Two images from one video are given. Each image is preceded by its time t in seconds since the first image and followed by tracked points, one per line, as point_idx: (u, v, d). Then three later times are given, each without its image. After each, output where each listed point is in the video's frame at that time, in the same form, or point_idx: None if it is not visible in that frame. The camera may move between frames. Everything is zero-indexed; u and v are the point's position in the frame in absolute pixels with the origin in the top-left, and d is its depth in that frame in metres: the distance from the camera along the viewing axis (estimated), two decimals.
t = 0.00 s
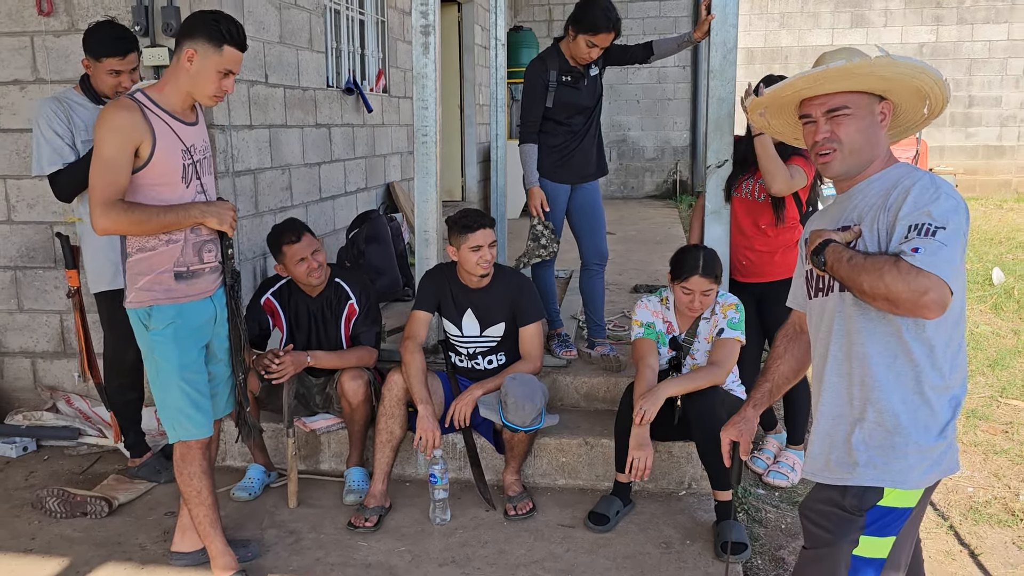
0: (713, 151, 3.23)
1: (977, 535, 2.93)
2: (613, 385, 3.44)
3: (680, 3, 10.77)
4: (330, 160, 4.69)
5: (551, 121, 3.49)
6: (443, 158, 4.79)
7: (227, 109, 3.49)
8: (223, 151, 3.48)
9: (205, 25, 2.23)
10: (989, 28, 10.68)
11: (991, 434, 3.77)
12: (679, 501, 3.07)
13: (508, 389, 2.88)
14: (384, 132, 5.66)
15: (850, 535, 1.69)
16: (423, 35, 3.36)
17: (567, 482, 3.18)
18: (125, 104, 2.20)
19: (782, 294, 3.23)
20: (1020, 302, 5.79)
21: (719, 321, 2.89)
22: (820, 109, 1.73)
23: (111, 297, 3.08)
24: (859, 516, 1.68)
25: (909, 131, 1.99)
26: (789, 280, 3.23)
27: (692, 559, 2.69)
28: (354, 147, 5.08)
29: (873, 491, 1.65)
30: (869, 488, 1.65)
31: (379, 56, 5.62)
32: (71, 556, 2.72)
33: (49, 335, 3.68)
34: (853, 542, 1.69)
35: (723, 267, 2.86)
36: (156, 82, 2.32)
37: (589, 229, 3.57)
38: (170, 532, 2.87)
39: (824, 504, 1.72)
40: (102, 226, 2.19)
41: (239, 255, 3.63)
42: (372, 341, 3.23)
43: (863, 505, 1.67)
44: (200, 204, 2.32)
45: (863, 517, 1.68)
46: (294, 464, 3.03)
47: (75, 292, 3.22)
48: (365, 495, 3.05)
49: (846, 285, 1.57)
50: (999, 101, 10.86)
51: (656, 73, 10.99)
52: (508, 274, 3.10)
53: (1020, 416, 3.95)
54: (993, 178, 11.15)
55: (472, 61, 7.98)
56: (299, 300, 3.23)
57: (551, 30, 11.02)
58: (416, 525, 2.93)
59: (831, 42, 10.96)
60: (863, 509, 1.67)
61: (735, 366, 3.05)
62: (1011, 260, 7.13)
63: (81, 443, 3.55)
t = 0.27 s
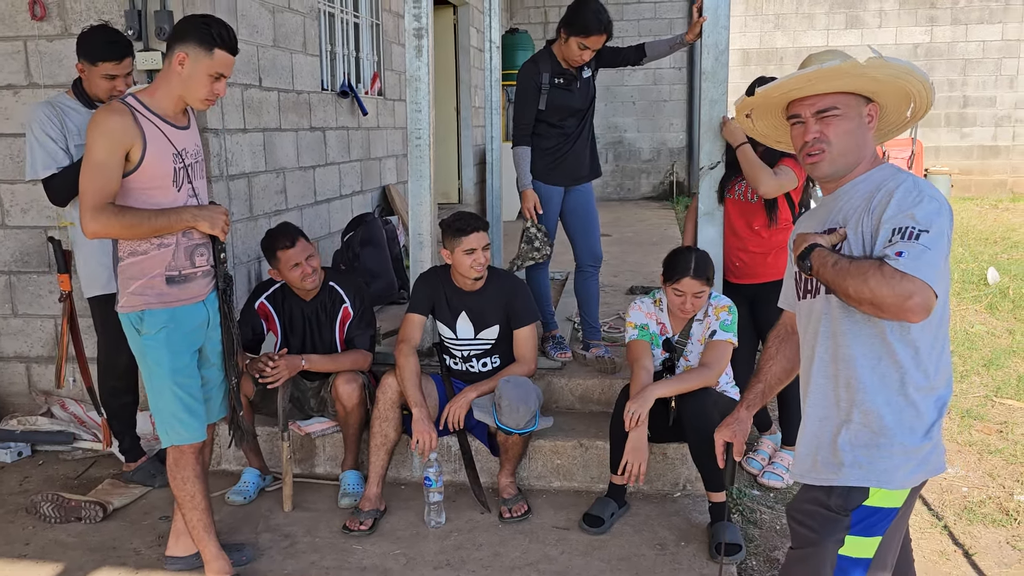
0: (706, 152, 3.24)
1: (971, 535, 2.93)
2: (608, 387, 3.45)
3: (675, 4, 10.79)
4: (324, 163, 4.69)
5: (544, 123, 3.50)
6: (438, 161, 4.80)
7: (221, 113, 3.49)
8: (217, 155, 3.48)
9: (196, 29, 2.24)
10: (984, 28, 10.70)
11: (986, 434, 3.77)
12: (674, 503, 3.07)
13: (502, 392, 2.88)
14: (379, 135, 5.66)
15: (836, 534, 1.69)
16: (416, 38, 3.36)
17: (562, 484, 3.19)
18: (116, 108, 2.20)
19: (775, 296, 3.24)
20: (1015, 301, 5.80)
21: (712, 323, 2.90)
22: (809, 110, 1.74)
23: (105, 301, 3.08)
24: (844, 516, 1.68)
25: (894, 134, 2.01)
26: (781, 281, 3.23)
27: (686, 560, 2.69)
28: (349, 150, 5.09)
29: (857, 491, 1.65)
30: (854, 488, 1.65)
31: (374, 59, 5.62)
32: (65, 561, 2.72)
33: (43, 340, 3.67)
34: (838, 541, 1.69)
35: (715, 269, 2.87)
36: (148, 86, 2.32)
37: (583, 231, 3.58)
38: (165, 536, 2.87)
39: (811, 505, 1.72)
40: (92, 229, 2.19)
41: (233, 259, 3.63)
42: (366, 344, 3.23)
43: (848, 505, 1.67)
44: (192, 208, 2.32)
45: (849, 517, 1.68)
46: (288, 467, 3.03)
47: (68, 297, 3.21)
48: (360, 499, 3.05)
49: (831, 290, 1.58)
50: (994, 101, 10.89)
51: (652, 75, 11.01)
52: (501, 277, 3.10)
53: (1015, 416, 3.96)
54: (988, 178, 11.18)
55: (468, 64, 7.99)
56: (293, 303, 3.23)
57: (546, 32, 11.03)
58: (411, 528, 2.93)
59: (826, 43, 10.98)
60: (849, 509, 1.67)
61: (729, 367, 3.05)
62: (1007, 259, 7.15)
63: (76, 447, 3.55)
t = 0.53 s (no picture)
0: (698, 155, 3.24)
1: (963, 535, 2.94)
2: (601, 390, 3.45)
3: (669, 7, 10.81)
4: (318, 167, 4.69)
5: (536, 126, 3.50)
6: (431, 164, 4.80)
7: (213, 118, 3.49)
8: (209, 160, 3.48)
9: (184, 34, 2.24)
10: (976, 29, 10.74)
11: (979, 434, 3.78)
12: (667, 505, 3.08)
13: (495, 395, 2.89)
14: (373, 138, 5.66)
15: (822, 536, 1.70)
16: (408, 42, 3.36)
17: (556, 487, 3.19)
18: (105, 114, 2.20)
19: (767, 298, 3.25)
20: (1008, 301, 5.82)
21: (702, 325, 2.91)
22: (799, 110, 1.75)
23: (98, 307, 3.08)
24: (831, 517, 1.68)
25: (878, 139, 2.02)
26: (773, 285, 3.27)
27: (679, 563, 2.69)
28: (342, 154, 5.09)
29: (843, 493, 1.66)
30: (840, 490, 1.66)
31: (367, 62, 5.63)
32: (57, 567, 2.71)
33: (36, 346, 3.67)
34: (825, 542, 1.70)
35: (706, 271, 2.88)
36: (137, 91, 2.32)
37: (575, 234, 3.58)
38: (158, 542, 2.87)
39: (799, 506, 1.73)
40: (83, 237, 2.19)
41: (226, 263, 3.63)
42: (358, 349, 3.25)
43: (834, 507, 1.67)
44: (183, 214, 2.32)
45: (835, 518, 1.68)
46: (281, 472, 3.02)
47: (60, 303, 3.20)
48: (353, 503, 3.04)
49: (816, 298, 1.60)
50: (987, 101, 10.93)
51: (645, 77, 11.02)
52: (495, 280, 3.10)
53: (1007, 416, 3.97)
54: (981, 178, 11.22)
55: (461, 67, 8.00)
56: (286, 307, 3.22)
57: (540, 35, 11.05)
58: (404, 532, 2.93)
59: (819, 44, 11.01)
60: (836, 511, 1.68)
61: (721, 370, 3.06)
62: (999, 260, 7.17)
63: (69, 453, 3.54)
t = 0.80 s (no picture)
0: (691, 157, 3.24)
1: (957, 537, 2.94)
2: (595, 393, 3.45)
3: (663, 10, 10.84)
4: (312, 171, 4.69)
5: (529, 130, 3.51)
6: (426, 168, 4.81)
7: (206, 122, 3.49)
8: (203, 164, 3.48)
9: (172, 36, 2.24)
10: (969, 32, 10.79)
11: (973, 436, 3.79)
12: (662, 508, 3.08)
13: (489, 399, 2.89)
14: (368, 142, 5.67)
15: (814, 537, 1.70)
16: (401, 46, 3.37)
17: (550, 490, 3.19)
18: (94, 118, 2.20)
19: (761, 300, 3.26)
20: (1002, 303, 5.84)
21: (696, 327, 2.91)
22: (789, 116, 1.75)
23: (91, 312, 3.08)
24: (822, 519, 1.68)
25: (863, 138, 2.05)
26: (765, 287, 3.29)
27: (673, 565, 2.69)
28: (337, 158, 5.09)
29: (834, 495, 1.66)
30: (830, 491, 1.66)
31: (362, 66, 5.63)
32: (50, 572, 2.71)
33: (30, 351, 3.66)
34: (817, 544, 1.70)
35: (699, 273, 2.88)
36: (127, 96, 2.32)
37: (570, 237, 3.58)
38: (152, 547, 2.86)
39: (790, 508, 1.74)
40: (72, 241, 2.18)
41: (220, 268, 3.63)
42: (353, 352, 3.24)
43: (825, 508, 1.67)
44: (174, 218, 2.32)
45: (827, 520, 1.68)
46: (276, 476, 3.02)
47: (54, 307, 3.20)
48: (347, 507, 3.04)
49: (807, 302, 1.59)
50: (981, 104, 10.96)
51: (641, 80, 11.04)
52: (489, 283, 3.11)
53: (1001, 418, 3.98)
54: (976, 181, 11.25)
55: (456, 70, 8.01)
56: (280, 312, 3.23)
57: (535, 38, 11.07)
58: (398, 535, 2.93)
59: (814, 47, 11.04)
60: (827, 513, 1.68)
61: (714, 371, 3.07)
62: (993, 261, 7.19)
63: (62, 458, 3.53)
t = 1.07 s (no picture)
0: (685, 162, 3.26)
1: (952, 539, 2.95)
2: (591, 396, 3.46)
3: (660, 14, 10.87)
4: (308, 175, 4.70)
5: (525, 134, 3.51)
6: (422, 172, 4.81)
7: (202, 126, 3.49)
8: (198, 168, 3.48)
9: (162, 38, 2.24)
10: (965, 35, 10.83)
11: (968, 438, 3.80)
12: (657, 511, 3.08)
13: (484, 402, 2.89)
14: (364, 145, 5.67)
15: (806, 541, 1.71)
16: (396, 50, 3.37)
17: (546, 493, 3.19)
18: (86, 121, 2.20)
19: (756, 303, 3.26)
20: (997, 306, 5.85)
21: (691, 330, 2.91)
22: (782, 124, 1.74)
23: (86, 316, 3.07)
24: (814, 522, 1.70)
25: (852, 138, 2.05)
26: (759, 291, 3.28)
27: (668, 568, 2.70)
28: (333, 161, 5.09)
29: (825, 498, 1.67)
30: (822, 494, 1.67)
31: (358, 70, 5.64)
32: None
33: (25, 355, 3.66)
34: (809, 547, 1.71)
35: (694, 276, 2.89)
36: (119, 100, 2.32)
37: (565, 240, 3.59)
38: (147, 551, 2.86)
39: (781, 511, 1.75)
40: (63, 245, 2.18)
41: (216, 272, 3.63)
42: (348, 356, 3.23)
43: (816, 511, 1.68)
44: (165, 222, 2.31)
45: (818, 523, 1.69)
46: (271, 480, 3.02)
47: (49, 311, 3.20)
48: (343, 511, 3.04)
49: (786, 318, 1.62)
50: (976, 107, 11.00)
51: (637, 83, 11.07)
52: (484, 287, 3.11)
53: (996, 420, 3.99)
54: (971, 184, 11.28)
55: (453, 74, 8.02)
56: (275, 316, 3.23)
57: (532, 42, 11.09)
58: (394, 539, 2.93)
59: (810, 51, 11.07)
60: (818, 516, 1.69)
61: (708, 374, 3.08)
62: (989, 264, 7.21)
63: (58, 462, 3.53)
